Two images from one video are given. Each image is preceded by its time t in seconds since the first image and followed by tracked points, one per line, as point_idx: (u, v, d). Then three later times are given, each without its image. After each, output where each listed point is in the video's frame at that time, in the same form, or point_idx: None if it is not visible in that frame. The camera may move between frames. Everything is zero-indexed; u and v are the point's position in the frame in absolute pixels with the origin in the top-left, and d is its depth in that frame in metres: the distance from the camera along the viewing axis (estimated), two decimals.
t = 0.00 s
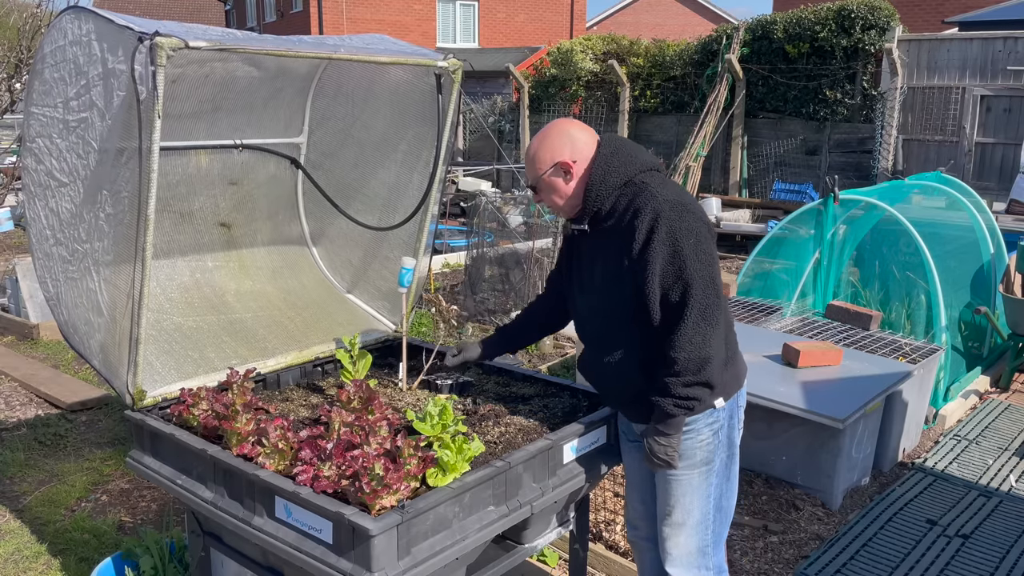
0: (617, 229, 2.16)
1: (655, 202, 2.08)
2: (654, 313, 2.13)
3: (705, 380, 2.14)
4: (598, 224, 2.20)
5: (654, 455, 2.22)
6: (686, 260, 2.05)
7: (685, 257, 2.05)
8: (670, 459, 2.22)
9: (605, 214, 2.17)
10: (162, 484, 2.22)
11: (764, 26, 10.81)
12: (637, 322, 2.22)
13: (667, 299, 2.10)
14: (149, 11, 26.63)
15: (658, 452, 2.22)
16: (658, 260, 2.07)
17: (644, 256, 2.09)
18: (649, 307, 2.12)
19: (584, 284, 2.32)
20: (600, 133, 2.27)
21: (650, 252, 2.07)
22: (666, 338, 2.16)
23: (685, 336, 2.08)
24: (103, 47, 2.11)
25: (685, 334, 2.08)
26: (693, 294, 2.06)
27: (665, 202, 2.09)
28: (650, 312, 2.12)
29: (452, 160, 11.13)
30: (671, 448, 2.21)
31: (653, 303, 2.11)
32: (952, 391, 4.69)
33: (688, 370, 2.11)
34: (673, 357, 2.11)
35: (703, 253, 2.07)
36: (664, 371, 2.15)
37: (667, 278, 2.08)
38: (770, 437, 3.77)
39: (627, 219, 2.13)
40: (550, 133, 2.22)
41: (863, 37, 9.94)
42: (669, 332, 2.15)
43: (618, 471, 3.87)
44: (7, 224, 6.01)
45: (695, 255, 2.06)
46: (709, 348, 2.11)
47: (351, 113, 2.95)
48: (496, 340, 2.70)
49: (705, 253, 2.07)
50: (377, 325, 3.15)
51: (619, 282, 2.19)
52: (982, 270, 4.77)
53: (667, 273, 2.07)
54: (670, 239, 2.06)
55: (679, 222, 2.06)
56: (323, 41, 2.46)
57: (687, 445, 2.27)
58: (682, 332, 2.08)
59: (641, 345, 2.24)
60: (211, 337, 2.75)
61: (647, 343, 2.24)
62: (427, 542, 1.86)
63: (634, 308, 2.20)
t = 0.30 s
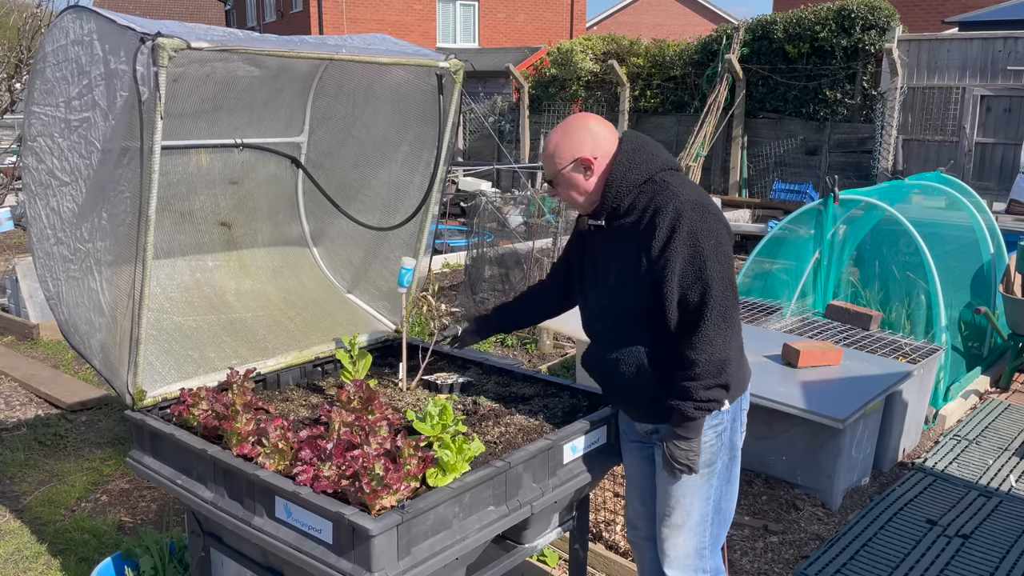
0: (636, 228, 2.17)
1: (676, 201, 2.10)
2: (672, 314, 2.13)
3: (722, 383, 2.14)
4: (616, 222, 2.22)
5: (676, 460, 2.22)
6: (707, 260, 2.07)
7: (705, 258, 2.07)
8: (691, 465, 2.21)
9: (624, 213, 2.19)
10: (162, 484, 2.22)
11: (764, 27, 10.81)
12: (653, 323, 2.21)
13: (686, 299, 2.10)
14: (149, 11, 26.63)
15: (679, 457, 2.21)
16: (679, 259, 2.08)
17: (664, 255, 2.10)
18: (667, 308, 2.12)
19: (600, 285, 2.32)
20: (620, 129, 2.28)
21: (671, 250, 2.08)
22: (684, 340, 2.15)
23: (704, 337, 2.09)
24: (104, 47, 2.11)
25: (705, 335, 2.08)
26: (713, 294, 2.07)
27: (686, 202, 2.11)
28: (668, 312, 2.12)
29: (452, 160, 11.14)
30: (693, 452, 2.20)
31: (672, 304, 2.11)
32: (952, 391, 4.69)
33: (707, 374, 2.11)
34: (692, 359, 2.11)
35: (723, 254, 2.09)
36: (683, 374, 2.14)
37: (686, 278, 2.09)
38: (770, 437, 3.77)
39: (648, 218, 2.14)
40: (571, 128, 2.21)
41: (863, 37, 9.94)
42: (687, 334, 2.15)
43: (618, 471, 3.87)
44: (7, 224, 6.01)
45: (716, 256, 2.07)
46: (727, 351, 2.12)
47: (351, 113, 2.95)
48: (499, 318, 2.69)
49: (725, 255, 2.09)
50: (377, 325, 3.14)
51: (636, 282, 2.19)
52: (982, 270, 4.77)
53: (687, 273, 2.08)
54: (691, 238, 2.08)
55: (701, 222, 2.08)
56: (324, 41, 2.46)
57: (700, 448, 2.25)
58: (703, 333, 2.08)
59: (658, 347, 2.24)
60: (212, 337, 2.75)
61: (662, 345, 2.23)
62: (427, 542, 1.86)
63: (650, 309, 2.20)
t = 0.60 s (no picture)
0: (646, 227, 2.18)
1: (688, 200, 2.12)
2: (684, 312, 2.14)
3: (733, 380, 2.15)
4: (624, 222, 2.22)
5: (686, 457, 2.20)
6: (719, 258, 2.08)
7: (718, 256, 2.08)
8: (702, 462, 2.20)
9: (632, 212, 2.19)
10: (162, 484, 2.22)
11: (764, 27, 10.80)
12: (663, 321, 2.22)
13: (699, 297, 2.11)
14: (149, 10, 26.62)
15: (690, 454, 2.19)
16: (692, 257, 2.09)
17: (677, 254, 2.11)
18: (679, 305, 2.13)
19: (605, 283, 2.32)
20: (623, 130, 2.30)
21: (684, 248, 2.09)
22: (696, 338, 2.17)
23: (718, 334, 2.10)
24: (102, 47, 2.11)
25: (718, 332, 2.10)
26: (726, 292, 2.08)
27: (697, 200, 2.12)
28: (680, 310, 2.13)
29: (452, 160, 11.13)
30: (704, 449, 2.19)
31: (684, 302, 2.12)
32: (952, 391, 4.69)
33: (720, 370, 2.12)
34: (704, 356, 2.12)
35: (734, 252, 2.11)
36: (696, 372, 2.14)
37: (699, 277, 2.10)
38: (770, 437, 3.77)
39: (659, 217, 2.15)
40: (574, 131, 2.21)
41: (863, 37, 9.94)
42: (699, 332, 2.16)
43: (618, 471, 3.87)
44: (7, 224, 6.00)
45: (728, 254, 2.09)
46: (739, 348, 2.14)
47: (351, 113, 2.95)
48: (493, 313, 2.72)
49: (736, 253, 2.12)
50: (377, 325, 3.14)
51: (646, 280, 2.20)
52: (982, 270, 4.75)
53: (700, 271, 2.10)
54: (704, 236, 2.09)
55: (712, 220, 2.10)
56: (323, 41, 2.46)
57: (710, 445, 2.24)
58: (717, 331, 2.10)
59: (667, 346, 2.25)
60: (211, 337, 2.75)
61: (671, 343, 2.24)
62: (427, 542, 1.86)
63: (661, 307, 2.20)
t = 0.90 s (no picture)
0: (649, 228, 2.18)
1: (691, 200, 2.12)
2: (688, 312, 2.14)
3: (738, 379, 2.16)
4: (626, 223, 2.22)
5: (693, 456, 2.20)
6: (724, 258, 2.09)
7: (723, 256, 2.09)
8: (708, 461, 2.20)
9: (634, 212, 2.19)
10: (162, 484, 2.22)
11: (764, 26, 10.80)
12: (667, 321, 2.22)
13: (704, 297, 2.11)
14: (149, 10, 26.59)
15: (697, 453, 2.19)
16: (697, 257, 2.09)
17: (682, 254, 2.11)
18: (685, 306, 2.13)
19: (607, 283, 2.31)
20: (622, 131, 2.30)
21: (690, 249, 2.10)
22: (701, 337, 2.17)
23: (724, 333, 2.11)
24: (102, 47, 2.11)
25: (724, 331, 2.11)
26: (731, 291, 2.09)
27: (699, 200, 2.13)
28: (685, 310, 2.13)
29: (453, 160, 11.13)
30: (710, 448, 2.19)
31: (690, 302, 2.12)
32: (952, 391, 4.69)
33: (726, 369, 2.12)
34: (710, 355, 2.12)
35: (738, 252, 2.12)
36: (703, 371, 2.14)
37: (705, 276, 2.10)
38: (770, 437, 3.77)
39: (662, 217, 2.15)
40: (574, 135, 2.20)
41: (863, 37, 9.94)
42: (704, 332, 2.16)
43: (618, 471, 3.87)
44: (7, 224, 6.00)
45: (732, 254, 2.10)
46: (744, 347, 2.14)
47: (351, 113, 2.95)
48: (498, 318, 2.72)
49: (739, 253, 2.13)
50: (377, 325, 3.14)
51: (650, 280, 2.20)
52: (982, 270, 4.76)
53: (705, 271, 2.10)
54: (708, 236, 2.10)
55: (716, 220, 2.11)
56: (322, 40, 2.46)
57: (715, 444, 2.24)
58: (723, 330, 2.11)
59: (671, 346, 2.24)
60: (211, 337, 2.75)
61: (674, 343, 2.24)
62: (427, 541, 1.86)
63: (664, 307, 2.20)
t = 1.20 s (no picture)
0: (655, 227, 2.18)
1: (697, 201, 2.12)
2: (692, 313, 2.13)
3: (741, 381, 2.14)
4: (631, 222, 2.22)
5: (692, 457, 2.19)
6: (730, 259, 2.08)
7: (728, 257, 2.09)
8: (708, 461, 2.20)
9: (640, 211, 2.19)
10: (162, 484, 2.22)
11: (765, 26, 10.80)
12: (671, 321, 2.22)
13: (708, 298, 2.11)
14: (149, 10, 26.58)
15: (696, 454, 2.18)
16: (702, 257, 2.09)
17: (687, 254, 2.10)
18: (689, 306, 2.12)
19: (610, 282, 2.32)
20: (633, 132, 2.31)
21: (695, 249, 2.09)
22: (704, 338, 2.16)
23: (728, 335, 2.10)
24: (103, 46, 2.11)
25: (728, 333, 2.09)
26: (736, 293, 2.08)
27: (706, 201, 2.12)
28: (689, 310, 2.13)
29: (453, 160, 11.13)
30: (710, 449, 2.19)
31: (693, 302, 2.12)
32: (952, 391, 4.70)
33: (729, 371, 2.11)
34: (713, 356, 2.11)
35: (743, 254, 2.11)
36: (704, 372, 2.13)
37: (710, 277, 2.10)
38: (770, 437, 3.77)
39: (668, 217, 2.15)
40: (584, 133, 2.20)
41: (863, 37, 9.94)
42: (707, 333, 2.15)
43: (618, 471, 3.87)
44: (7, 223, 6.00)
45: (737, 256, 2.09)
46: (748, 350, 2.13)
47: (351, 113, 2.95)
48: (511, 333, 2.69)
49: (745, 255, 2.12)
50: (377, 326, 3.14)
51: (654, 279, 2.20)
52: (982, 270, 4.76)
53: (710, 271, 2.09)
54: (714, 237, 2.09)
55: (722, 221, 2.10)
56: (323, 40, 2.46)
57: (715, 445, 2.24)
58: (727, 332, 2.09)
59: (674, 346, 2.24)
60: (212, 337, 2.76)
61: (678, 343, 2.24)
62: (427, 541, 1.86)
63: (668, 306, 2.20)
